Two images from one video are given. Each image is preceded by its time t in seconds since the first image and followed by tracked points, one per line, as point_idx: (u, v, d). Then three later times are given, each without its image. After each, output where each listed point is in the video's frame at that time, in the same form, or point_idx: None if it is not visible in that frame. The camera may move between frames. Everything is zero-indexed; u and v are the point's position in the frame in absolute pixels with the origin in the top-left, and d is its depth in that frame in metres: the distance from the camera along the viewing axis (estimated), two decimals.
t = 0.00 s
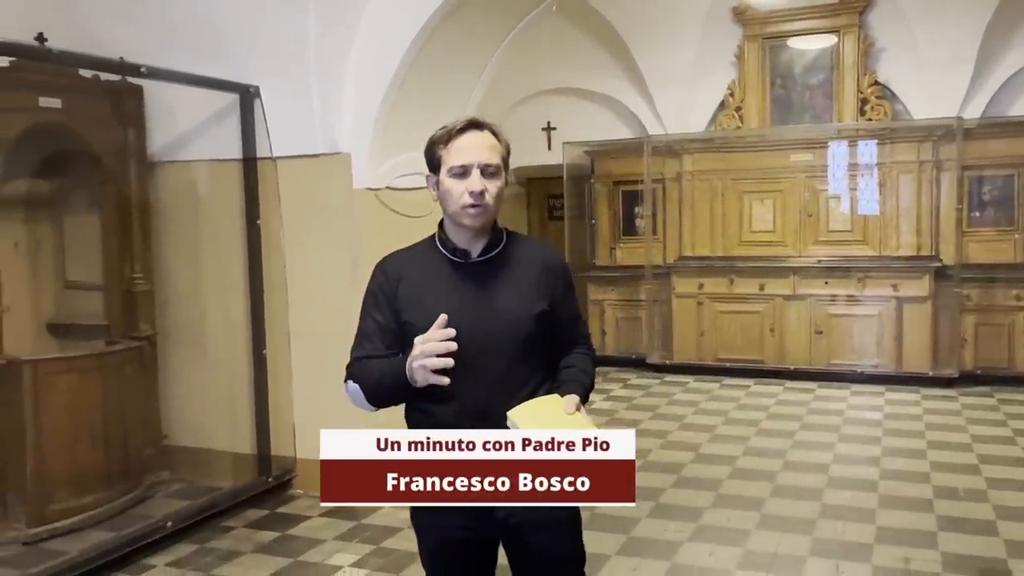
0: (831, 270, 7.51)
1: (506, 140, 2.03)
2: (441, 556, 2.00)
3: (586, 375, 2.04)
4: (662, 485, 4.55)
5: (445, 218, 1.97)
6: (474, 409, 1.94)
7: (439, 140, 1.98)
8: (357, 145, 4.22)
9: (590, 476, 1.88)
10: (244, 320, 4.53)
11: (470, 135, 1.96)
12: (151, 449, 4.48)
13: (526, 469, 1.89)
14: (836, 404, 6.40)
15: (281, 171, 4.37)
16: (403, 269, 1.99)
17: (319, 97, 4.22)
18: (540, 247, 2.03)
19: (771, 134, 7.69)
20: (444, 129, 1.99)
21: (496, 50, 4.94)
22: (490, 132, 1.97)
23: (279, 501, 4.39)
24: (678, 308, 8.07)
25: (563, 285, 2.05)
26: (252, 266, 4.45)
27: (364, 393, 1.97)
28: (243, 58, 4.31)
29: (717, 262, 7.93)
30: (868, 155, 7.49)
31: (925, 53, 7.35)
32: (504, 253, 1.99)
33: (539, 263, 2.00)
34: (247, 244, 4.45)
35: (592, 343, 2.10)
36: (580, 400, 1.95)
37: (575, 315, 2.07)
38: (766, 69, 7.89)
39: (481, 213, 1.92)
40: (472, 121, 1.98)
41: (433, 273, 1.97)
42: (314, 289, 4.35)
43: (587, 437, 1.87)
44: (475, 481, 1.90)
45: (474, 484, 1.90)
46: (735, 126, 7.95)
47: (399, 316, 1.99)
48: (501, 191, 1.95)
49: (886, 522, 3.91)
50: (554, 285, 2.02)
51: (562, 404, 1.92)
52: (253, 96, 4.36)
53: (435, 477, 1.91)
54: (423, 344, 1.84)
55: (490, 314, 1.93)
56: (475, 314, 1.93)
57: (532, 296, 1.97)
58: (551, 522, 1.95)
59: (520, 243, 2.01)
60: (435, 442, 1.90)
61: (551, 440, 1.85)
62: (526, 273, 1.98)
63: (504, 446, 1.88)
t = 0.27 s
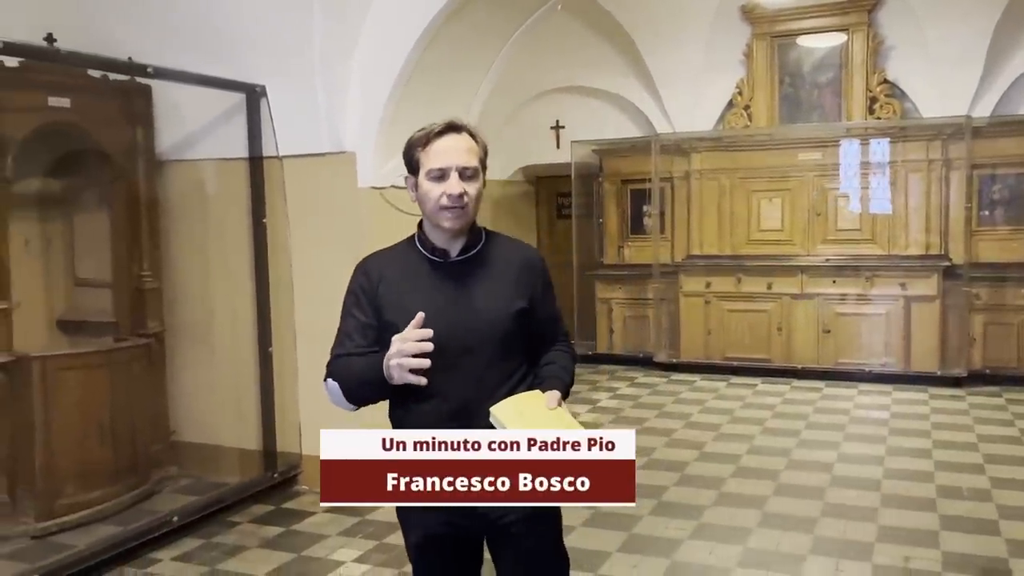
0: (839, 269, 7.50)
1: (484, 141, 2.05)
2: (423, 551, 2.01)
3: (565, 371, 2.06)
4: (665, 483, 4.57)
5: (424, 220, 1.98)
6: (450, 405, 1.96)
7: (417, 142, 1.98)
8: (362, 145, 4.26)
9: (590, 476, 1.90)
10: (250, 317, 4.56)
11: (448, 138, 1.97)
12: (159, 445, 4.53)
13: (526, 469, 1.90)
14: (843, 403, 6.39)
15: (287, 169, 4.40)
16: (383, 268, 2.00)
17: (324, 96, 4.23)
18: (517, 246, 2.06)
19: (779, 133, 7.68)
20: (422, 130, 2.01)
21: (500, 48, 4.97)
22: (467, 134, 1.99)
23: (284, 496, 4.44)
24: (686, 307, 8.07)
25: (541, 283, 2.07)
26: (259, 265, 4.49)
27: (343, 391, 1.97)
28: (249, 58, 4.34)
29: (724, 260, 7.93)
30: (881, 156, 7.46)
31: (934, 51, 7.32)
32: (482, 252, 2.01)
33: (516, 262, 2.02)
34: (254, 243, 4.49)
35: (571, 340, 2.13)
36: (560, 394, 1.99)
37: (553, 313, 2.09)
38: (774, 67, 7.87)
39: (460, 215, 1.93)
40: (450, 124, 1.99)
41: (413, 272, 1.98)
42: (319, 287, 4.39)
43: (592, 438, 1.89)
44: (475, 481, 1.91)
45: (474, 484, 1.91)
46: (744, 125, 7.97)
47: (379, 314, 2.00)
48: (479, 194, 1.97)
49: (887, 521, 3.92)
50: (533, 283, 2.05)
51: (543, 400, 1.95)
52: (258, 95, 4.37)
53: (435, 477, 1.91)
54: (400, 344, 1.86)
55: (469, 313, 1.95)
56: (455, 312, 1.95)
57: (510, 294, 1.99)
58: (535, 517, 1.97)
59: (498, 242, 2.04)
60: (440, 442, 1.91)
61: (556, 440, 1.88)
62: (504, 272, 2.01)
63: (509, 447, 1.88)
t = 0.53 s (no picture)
0: (849, 267, 7.48)
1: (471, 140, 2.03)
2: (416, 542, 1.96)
3: (559, 367, 2.01)
4: (671, 480, 4.58)
5: (414, 216, 1.94)
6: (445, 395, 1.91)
7: (406, 138, 1.96)
8: (370, 143, 4.31)
9: (590, 476, 1.78)
10: (258, 314, 4.61)
11: (438, 132, 1.95)
12: (170, 439, 4.60)
13: (526, 469, 1.80)
14: (852, 401, 6.38)
15: (297, 168, 4.49)
16: (371, 266, 1.96)
17: (333, 96, 4.31)
18: (507, 240, 2.01)
19: (790, 131, 7.66)
20: (411, 128, 1.98)
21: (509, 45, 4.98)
22: (456, 130, 1.96)
23: (293, 491, 4.48)
24: (696, 305, 8.07)
25: (533, 277, 2.02)
26: (268, 262, 4.54)
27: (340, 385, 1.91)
28: (259, 57, 4.40)
29: (735, 258, 7.93)
30: (896, 153, 7.40)
31: (947, 48, 7.28)
32: (472, 247, 1.96)
33: (506, 255, 1.98)
34: (263, 239, 4.53)
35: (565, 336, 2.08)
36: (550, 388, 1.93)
37: (546, 308, 2.05)
38: (786, 65, 7.86)
39: (450, 208, 1.89)
40: (439, 119, 1.97)
41: (402, 268, 1.94)
42: (327, 283, 4.47)
43: (598, 437, 1.78)
44: (476, 482, 1.80)
45: (474, 484, 1.80)
46: (754, 123, 7.95)
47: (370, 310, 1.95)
48: (469, 188, 1.94)
49: (891, 519, 3.92)
50: (524, 276, 2.00)
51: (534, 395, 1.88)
52: (268, 94, 4.43)
53: (435, 477, 1.80)
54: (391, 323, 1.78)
55: (459, 307, 1.90)
56: (444, 307, 1.90)
57: (500, 288, 1.94)
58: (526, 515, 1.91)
59: (487, 237, 1.99)
60: (445, 441, 1.79)
61: (562, 440, 1.77)
62: (494, 265, 1.96)
63: (515, 447, 1.78)
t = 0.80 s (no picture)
0: (866, 266, 7.45)
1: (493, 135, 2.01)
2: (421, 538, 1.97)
3: (572, 374, 2.02)
4: (682, 477, 4.60)
5: (431, 214, 1.96)
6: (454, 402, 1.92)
7: (425, 135, 1.95)
8: (384, 142, 4.35)
9: (590, 476, 1.81)
10: (273, 311, 4.68)
11: (457, 131, 1.93)
12: (188, 433, 4.64)
13: (526, 469, 1.82)
14: (867, 400, 6.36)
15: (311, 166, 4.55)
16: (389, 260, 1.98)
17: (347, 95, 4.37)
18: (526, 244, 2.01)
19: (807, 129, 7.63)
20: (431, 124, 1.97)
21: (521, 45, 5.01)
22: (476, 129, 1.95)
23: (306, 485, 4.53)
24: (712, 303, 8.07)
25: (550, 283, 2.03)
26: (283, 261, 4.60)
27: (354, 379, 1.92)
28: (275, 57, 4.47)
29: (750, 257, 7.92)
30: (916, 152, 7.35)
31: (965, 46, 7.24)
32: (489, 249, 1.97)
33: (524, 260, 1.98)
34: (279, 237, 4.60)
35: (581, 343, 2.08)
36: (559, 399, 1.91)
37: (562, 314, 2.05)
38: (803, 63, 7.83)
39: (467, 211, 1.91)
40: (460, 117, 1.95)
41: (419, 266, 1.96)
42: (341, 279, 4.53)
43: (601, 437, 1.81)
44: (476, 482, 1.83)
45: (474, 484, 1.83)
46: (771, 121, 7.93)
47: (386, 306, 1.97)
48: (487, 189, 1.94)
49: (902, 517, 3.92)
50: (541, 282, 2.00)
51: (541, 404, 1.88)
52: (283, 93, 4.48)
53: (436, 477, 1.83)
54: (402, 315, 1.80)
55: (473, 310, 1.91)
56: (458, 308, 1.91)
57: (516, 293, 1.95)
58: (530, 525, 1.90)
59: (507, 240, 2.00)
60: (448, 441, 1.82)
61: (565, 440, 1.80)
62: (511, 269, 1.96)
63: (519, 447, 1.80)
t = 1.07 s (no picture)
0: (882, 265, 7.43)
1: (532, 135, 1.99)
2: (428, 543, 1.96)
3: (596, 389, 1.97)
4: (693, 476, 4.61)
5: (463, 211, 1.93)
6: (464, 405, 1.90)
7: (465, 131, 1.94)
8: (396, 142, 4.41)
9: (591, 476, 1.80)
10: (287, 309, 4.74)
11: (499, 128, 1.92)
12: (204, 430, 4.72)
13: (526, 469, 1.81)
14: (882, 401, 6.34)
15: (324, 165, 4.62)
16: (416, 252, 1.95)
17: (360, 96, 4.41)
18: (558, 249, 1.95)
19: (823, 129, 7.61)
20: (470, 120, 1.95)
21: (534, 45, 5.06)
22: (517, 128, 1.94)
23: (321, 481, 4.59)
24: (727, 303, 8.06)
25: (580, 292, 1.96)
26: (297, 261, 4.68)
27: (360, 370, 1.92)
28: (289, 59, 4.53)
29: (766, 256, 7.91)
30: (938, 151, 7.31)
31: (984, 44, 7.19)
32: (516, 252, 1.92)
33: (552, 265, 1.92)
34: (294, 236, 4.67)
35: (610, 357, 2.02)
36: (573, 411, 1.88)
37: (591, 326, 1.99)
38: (820, 63, 7.79)
39: (502, 209, 1.88)
40: (501, 115, 1.94)
41: (443, 262, 1.92)
42: (354, 278, 4.60)
43: (604, 437, 1.80)
44: (476, 482, 1.82)
45: (474, 484, 1.82)
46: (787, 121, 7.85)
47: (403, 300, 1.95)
48: (523, 190, 1.92)
49: (912, 516, 3.92)
50: (569, 290, 1.95)
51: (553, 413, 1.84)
52: (298, 94, 4.54)
53: (435, 477, 1.82)
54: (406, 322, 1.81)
55: (494, 312, 1.87)
56: (479, 310, 1.87)
57: (540, 299, 1.90)
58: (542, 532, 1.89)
59: (535, 243, 1.94)
60: (451, 442, 1.81)
61: (567, 440, 1.79)
62: (537, 275, 1.91)
63: (521, 447, 1.79)
